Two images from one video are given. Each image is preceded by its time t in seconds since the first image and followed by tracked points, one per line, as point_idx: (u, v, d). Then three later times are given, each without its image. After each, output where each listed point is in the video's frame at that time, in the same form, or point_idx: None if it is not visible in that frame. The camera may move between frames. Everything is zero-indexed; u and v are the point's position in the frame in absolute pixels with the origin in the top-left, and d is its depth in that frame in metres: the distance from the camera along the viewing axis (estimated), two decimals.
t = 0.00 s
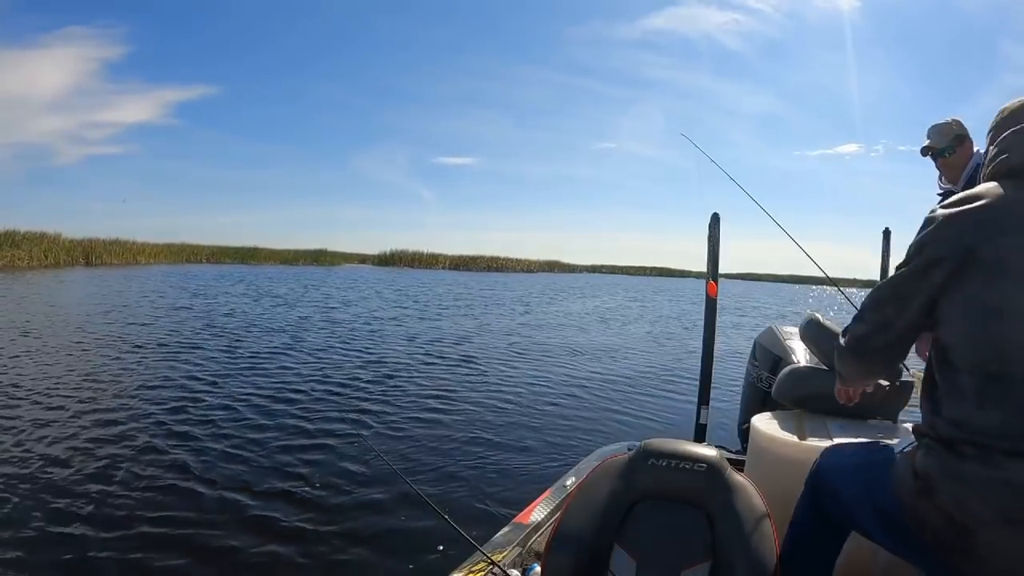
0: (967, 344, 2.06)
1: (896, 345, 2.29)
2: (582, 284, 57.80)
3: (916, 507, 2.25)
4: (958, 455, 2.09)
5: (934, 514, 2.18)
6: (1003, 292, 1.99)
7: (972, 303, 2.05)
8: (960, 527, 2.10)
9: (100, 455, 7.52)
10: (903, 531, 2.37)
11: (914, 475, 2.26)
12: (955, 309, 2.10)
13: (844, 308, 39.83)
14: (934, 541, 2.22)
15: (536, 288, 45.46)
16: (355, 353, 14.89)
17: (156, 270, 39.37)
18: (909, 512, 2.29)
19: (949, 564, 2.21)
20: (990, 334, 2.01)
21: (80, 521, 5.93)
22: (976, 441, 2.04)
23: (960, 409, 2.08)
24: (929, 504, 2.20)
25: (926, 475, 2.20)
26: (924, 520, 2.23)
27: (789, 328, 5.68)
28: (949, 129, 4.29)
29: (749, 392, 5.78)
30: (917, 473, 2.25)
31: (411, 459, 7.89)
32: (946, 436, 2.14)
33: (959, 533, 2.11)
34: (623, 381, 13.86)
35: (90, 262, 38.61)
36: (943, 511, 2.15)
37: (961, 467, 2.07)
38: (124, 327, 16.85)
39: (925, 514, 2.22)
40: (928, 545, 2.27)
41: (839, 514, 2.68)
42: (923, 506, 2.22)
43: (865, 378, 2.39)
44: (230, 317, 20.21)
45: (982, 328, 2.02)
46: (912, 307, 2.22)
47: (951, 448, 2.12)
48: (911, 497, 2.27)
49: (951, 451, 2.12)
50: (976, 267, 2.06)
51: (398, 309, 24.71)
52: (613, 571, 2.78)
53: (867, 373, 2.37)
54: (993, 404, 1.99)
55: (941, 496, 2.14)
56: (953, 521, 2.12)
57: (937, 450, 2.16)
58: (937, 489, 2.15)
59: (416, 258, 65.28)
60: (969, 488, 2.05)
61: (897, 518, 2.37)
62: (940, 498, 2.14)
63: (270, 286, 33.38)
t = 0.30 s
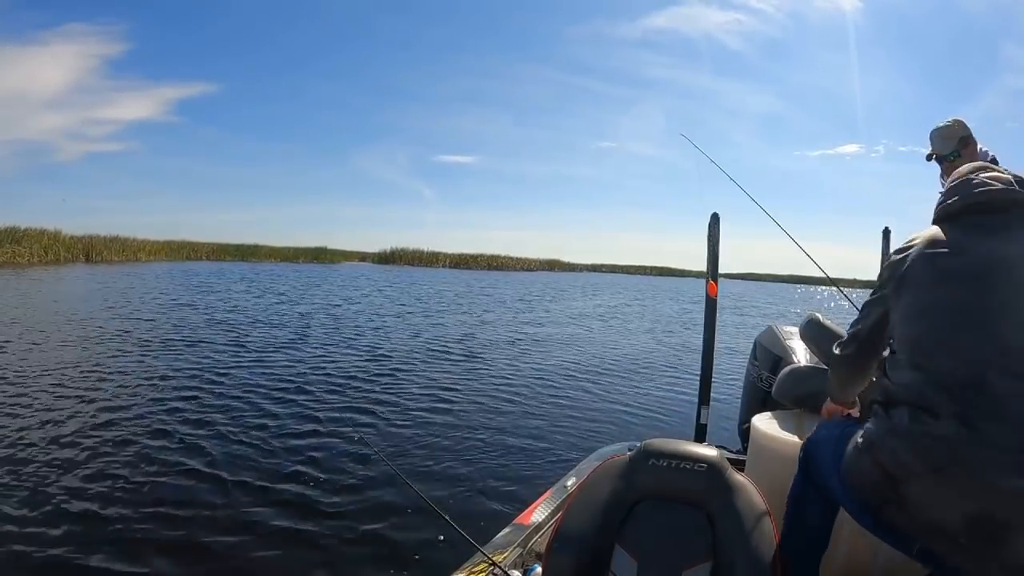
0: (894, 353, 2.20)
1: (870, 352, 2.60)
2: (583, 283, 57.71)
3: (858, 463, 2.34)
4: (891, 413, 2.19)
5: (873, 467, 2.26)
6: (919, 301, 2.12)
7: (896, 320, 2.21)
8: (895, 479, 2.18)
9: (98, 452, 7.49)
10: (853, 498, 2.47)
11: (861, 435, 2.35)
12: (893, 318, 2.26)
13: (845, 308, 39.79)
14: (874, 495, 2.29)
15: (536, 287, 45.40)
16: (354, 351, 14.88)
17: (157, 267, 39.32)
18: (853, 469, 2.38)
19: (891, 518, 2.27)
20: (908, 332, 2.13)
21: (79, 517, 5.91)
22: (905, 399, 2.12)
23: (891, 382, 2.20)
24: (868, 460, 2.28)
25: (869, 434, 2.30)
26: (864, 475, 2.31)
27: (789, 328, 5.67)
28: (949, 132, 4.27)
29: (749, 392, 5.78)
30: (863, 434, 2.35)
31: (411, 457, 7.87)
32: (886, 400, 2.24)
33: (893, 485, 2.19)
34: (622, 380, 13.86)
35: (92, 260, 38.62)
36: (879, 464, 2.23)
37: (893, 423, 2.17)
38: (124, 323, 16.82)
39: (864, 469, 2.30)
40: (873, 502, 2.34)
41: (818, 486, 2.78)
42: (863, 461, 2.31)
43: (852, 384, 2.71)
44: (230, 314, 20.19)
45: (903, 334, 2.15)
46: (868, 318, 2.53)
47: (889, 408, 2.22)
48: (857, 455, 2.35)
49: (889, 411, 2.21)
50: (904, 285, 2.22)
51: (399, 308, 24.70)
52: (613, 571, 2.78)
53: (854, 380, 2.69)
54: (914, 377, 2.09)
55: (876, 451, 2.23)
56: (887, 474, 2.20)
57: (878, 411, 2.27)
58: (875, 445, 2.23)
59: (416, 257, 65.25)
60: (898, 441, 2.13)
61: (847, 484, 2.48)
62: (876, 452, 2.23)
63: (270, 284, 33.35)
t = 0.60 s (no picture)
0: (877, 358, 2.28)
1: (860, 359, 2.63)
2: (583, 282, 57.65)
3: (837, 448, 2.30)
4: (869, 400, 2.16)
5: (852, 451, 2.22)
6: (901, 310, 2.21)
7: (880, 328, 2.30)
8: (872, 462, 2.13)
9: (97, 449, 7.47)
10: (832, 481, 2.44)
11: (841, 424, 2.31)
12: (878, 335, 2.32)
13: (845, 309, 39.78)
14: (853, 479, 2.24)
15: (535, 285, 45.36)
16: (354, 348, 14.87)
17: (157, 264, 39.27)
18: (833, 456, 2.33)
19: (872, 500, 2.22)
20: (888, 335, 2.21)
21: (78, 514, 5.89)
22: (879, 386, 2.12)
23: (869, 374, 2.19)
24: (848, 446, 2.24)
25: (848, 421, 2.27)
26: (843, 460, 2.27)
27: (789, 328, 5.66)
28: (949, 137, 4.29)
29: (749, 392, 5.78)
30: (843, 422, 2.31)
31: (410, 455, 7.87)
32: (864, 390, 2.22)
33: (871, 467, 2.14)
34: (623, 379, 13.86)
35: (92, 256, 38.60)
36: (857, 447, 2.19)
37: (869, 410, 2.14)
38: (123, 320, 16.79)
39: (844, 453, 2.26)
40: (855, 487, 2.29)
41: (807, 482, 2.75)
42: (842, 447, 2.27)
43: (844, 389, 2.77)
44: (230, 311, 20.17)
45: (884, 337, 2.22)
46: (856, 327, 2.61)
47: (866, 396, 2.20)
48: (837, 442, 2.31)
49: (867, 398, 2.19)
50: (889, 298, 2.35)
51: (399, 306, 24.69)
52: (614, 571, 2.78)
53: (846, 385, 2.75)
54: (894, 368, 2.11)
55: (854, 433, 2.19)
56: (865, 458, 2.15)
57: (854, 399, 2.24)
58: (853, 431, 2.20)
59: (416, 255, 65.20)
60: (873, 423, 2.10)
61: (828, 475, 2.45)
62: (853, 436, 2.19)
63: (270, 281, 33.31)
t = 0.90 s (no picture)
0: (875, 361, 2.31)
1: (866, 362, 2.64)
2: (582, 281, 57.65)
3: (835, 444, 2.27)
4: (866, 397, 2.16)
5: (849, 447, 2.19)
6: (901, 313, 2.25)
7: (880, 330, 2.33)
8: (868, 457, 2.11)
9: (97, 448, 7.46)
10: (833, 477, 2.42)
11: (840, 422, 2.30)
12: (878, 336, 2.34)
13: (845, 307, 39.77)
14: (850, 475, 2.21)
15: (535, 284, 45.32)
16: (354, 347, 14.85)
17: (157, 262, 39.24)
18: (831, 454, 2.31)
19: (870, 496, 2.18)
20: (887, 336, 2.24)
21: (78, 516, 5.89)
22: (877, 383, 2.12)
23: (870, 374, 2.20)
24: (846, 442, 2.21)
25: (847, 418, 2.25)
26: (841, 456, 2.24)
27: (789, 328, 5.66)
28: (949, 154, 4.26)
29: (749, 392, 5.77)
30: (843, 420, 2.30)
31: (410, 454, 7.87)
32: (863, 389, 2.22)
33: (867, 461, 2.11)
34: (623, 378, 13.86)
35: (92, 255, 38.60)
36: (855, 442, 2.17)
37: (867, 406, 2.13)
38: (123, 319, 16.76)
39: (842, 450, 2.23)
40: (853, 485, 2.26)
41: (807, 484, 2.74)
42: (840, 443, 2.24)
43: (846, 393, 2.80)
44: (229, 310, 20.15)
45: (882, 338, 2.26)
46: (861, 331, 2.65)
47: (864, 393, 2.19)
48: (835, 439, 2.29)
49: (864, 396, 2.18)
50: (891, 305, 2.37)
51: (399, 304, 24.67)
52: (614, 571, 2.79)
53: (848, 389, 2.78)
54: (892, 367, 2.12)
55: (852, 429, 2.17)
56: (861, 454, 2.13)
57: (852, 397, 2.24)
58: (852, 426, 2.19)
59: (416, 253, 65.13)
60: (873, 421, 2.08)
61: (827, 474, 2.43)
62: (851, 432, 2.17)
63: (270, 279, 33.30)
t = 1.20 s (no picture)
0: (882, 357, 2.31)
1: (869, 358, 2.65)
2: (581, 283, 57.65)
3: (841, 448, 2.25)
4: (874, 396, 2.14)
5: (858, 450, 2.17)
6: (910, 309, 2.25)
7: (887, 325, 2.33)
8: (879, 460, 2.09)
9: (99, 442, 7.46)
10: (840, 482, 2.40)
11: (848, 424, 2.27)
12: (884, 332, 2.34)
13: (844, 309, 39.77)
14: (860, 479, 2.19)
15: (534, 286, 45.31)
16: (354, 347, 14.86)
17: (156, 264, 39.23)
18: (838, 457, 2.28)
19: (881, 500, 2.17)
20: (894, 333, 2.23)
21: (79, 506, 5.88)
22: (886, 382, 2.11)
23: (878, 372, 2.18)
24: (855, 445, 2.19)
25: (854, 420, 2.23)
26: (849, 459, 2.21)
27: (789, 328, 5.67)
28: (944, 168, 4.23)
29: (749, 392, 5.78)
30: (850, 422, 2.27)
31: (410, 453, 7.87)
32: (870, 389, 2.19)
33: (879, 465, 2.09)
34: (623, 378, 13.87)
35: (91, 258, 38.60)
36: (864, 445, 2.14)
37: (875, 407, 2.11)
38: (123, 319, 16.76)
39: (850, 454, 2.20)
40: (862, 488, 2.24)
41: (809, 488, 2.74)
42: (848, 446, 2.21)
43: (847, 387, 2.80)
44: (229, 310, 20.15)
45: (889, 334, 2.25)
46: (866, 324, 2.66)
47: (871, 394, 2.17)
48: (843, 443, 2.26)
49: (872, 396, 2.15)
50: (899, 301, 2.37)
51: (399, 305, 24.69)
52: (613, 571, 2.79)
53: (849, 383, 2.79)
54: (902, 365, 2.10)
55: (862, 432, 2.15)
56: (872, 457, 2.11)
57: (859, 396, 2.21)
58: (861, 428, 2.16)
59: (415, 254, 65.12)
60: (885, 423, 2.05)
61: (833, 479, 2.42)
62: (861, 435, 2.14)
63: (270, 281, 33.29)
